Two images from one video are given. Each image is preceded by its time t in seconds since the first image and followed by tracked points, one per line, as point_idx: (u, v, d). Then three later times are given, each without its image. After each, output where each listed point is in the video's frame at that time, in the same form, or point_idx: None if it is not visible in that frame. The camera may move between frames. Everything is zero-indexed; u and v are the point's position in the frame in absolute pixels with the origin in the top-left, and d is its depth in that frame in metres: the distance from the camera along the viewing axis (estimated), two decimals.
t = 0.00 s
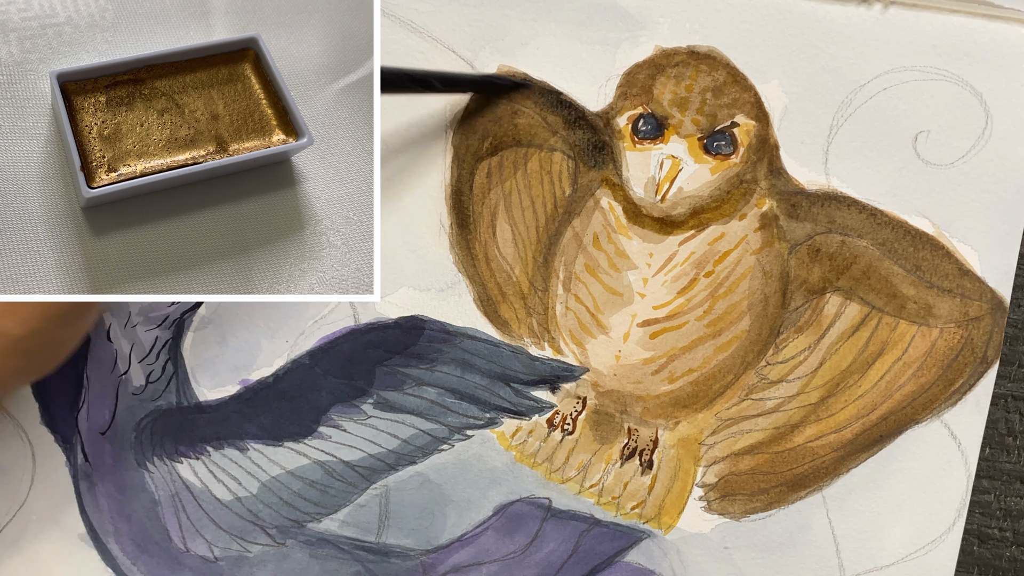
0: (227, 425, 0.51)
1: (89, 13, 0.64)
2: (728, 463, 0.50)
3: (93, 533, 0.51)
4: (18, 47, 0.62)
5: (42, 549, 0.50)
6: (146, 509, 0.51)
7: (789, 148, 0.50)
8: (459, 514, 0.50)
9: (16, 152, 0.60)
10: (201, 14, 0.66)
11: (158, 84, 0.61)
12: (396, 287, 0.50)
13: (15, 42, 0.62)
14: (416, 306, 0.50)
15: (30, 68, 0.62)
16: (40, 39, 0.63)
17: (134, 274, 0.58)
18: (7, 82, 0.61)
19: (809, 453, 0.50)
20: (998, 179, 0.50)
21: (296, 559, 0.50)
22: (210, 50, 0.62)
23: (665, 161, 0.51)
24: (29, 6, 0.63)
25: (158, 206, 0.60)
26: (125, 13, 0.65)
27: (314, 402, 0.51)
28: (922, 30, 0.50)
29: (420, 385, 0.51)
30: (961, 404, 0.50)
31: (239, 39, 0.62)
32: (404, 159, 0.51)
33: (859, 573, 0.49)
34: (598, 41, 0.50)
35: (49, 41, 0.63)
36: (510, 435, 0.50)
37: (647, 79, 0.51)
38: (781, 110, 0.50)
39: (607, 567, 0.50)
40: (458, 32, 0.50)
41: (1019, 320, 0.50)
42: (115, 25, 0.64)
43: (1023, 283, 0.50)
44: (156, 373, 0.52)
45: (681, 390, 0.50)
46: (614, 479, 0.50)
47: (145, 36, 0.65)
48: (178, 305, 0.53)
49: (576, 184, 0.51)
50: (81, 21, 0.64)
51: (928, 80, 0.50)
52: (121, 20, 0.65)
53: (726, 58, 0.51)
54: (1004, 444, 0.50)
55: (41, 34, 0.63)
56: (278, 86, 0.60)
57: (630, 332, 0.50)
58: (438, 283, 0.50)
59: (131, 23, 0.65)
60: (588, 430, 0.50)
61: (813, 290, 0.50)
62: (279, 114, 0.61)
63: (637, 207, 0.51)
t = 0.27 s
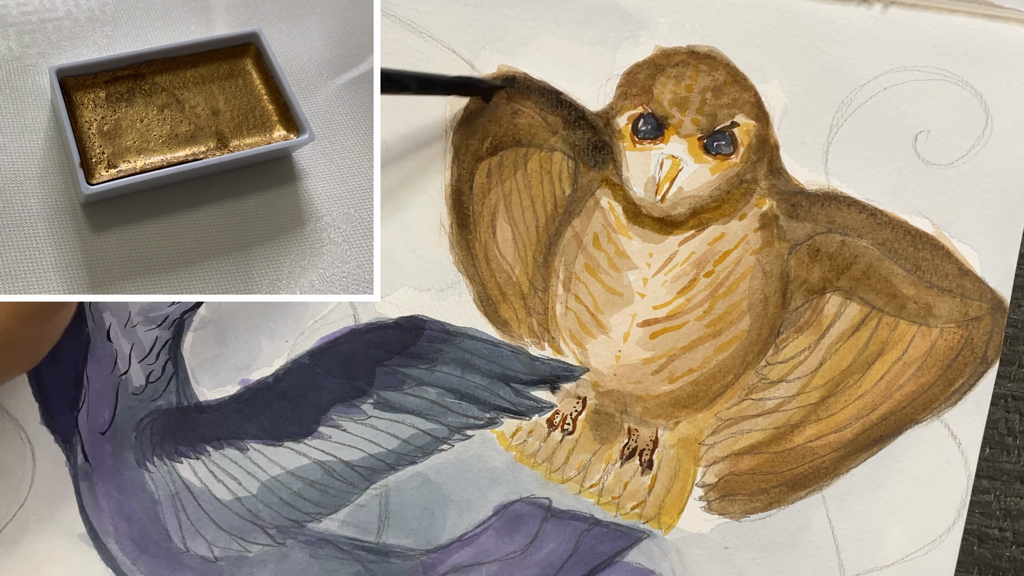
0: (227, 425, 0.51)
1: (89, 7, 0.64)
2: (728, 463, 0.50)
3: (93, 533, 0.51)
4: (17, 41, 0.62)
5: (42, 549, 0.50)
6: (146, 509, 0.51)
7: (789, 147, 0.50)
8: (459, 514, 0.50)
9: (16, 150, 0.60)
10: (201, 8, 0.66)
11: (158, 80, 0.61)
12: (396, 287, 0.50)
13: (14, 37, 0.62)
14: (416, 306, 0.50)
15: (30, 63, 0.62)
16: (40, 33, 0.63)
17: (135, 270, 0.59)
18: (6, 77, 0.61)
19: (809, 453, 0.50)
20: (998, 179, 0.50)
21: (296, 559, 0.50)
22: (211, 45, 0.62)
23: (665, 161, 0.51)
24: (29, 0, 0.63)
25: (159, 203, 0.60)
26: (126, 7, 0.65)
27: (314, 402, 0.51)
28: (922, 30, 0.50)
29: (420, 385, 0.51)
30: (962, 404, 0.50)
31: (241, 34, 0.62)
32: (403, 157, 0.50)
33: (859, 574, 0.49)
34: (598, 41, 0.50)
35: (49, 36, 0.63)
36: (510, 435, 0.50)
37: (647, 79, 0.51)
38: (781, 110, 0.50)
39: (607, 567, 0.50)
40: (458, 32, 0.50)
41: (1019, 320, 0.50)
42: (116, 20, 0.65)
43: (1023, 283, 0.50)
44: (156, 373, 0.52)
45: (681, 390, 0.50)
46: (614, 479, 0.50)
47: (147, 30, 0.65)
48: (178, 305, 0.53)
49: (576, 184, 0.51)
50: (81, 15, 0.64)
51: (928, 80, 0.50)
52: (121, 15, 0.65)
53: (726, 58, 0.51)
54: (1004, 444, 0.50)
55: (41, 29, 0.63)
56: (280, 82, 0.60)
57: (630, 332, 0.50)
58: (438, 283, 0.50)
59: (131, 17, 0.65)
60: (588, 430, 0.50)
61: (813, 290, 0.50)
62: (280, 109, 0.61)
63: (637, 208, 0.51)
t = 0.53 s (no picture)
0: (227, 425, 0.51)
1: (88, 5, 0.64)
2: (728, 463, 0.50)
3: (93, 533, 0.51)
4: (17, 40, 0.62)
5: (42, 549, 0.50)
6: (146, 509, 0.51)
7: (789, 148, 0.50)
8: (459, 514, 0.50)
9: (16, 149, 0.60)
10: (200, 7, 0.66)
11: (157, 79, 0.61)
12: (396, 287, 0.50)
13: (13, 35, 0.62)
14: (416, 306, 0.50)
15: (29, 62, 0.62)
16: (40, 32, 0.63)
17: (134, 269, 0.59)
18: (6, 76, 0.61)
19: (809, 453, 0.50)
20: (998, 179, 0.50)
21: (296, 559, 0.50)
22: (210, 44, 0.61)
23: (665, 161, 0.51)
24: None
25: (157, 202, 0.60)
26: (125, 5, 0.65)
27: (314, 402, 0.51)
28: (922, 30, 0.50)
29: (420, 385, 0.51)
30: (961, 404, 0.50)
31: (239, 33, 0.62)
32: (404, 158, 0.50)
33: (859, 573, 0.49)
34: (598, 41, 0.50)
35: (48, 34, 0.63)
36: (510, 435, 0.50)
37: (647, 79, 0.51)
38: (781, 110, 0.50)
39: (607, 567, 0.50)
40: (458, 32, 0.50)
41: (1019, 320, 0.50)
42: (115, 18, 0.64)
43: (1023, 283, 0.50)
44: (156, 373, 0.52)
45: (681, 390, 0.50)
46: (614, 479, 0.50)
47: (146, 30, 0.65)
48: (178, 305, 0.53)
49: (576, 184, 0.51)
50: (80, 14, 0.64)
51: (928, 80, 0.50)
52: (120, 13, 0.65)
53: (726, 58, 0.51)
54: (1004, 444, 0.50)
55: (40, 27, 0.63)
56: (279, 81, 0.60)
57: (630, 332, 0.50)
58: (438, 283, 0.50)
59: (130, 17, 0.65)
60: (588, 430, 0.50)
61: (813, 290, 0.50)
62: (279, 108, 0.62)
63: (637, 208, 0.51)
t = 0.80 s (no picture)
0: (227, 425, 0.51)
1: (86, 3, 0.64)
2: (728, 463, 0.50)
3: (93, 533, 0.51)
4: (15, 39, 0.62)
5: (42, 548, 0.50)
6: (146, 509, 0.51)
7: (789, 148, 0.50)
8: (459, 514, 0.50)
9: (15, 147, 0.60)
10: (198, 5, 0.66)
11: (155, 78, 0.61)
12: (396, 287, 0.50)
13: (11, 34, 0.62)
14: (416, 306, 0.50)
15: (26, 61, 0.62)
16: (37, 30, 0.63)
17: (132, 268, 0.59)
18: (4, 75, 0.61)
19: (809, 453, 0.50)
20: (998, 179, 0.50)
21: (296, 559, 0.50)
22: (207, 43, 0.61)
23: (665, 161, 0.51)
24: None
25: (154, 200, 0.60)
26: (123, 4, 0.65)
27: (314, 402, 0.51)
28: (922, 30, 0.50)
29: (420, 385, 0.51)
30: (961, 404, 0.50)
31: (237, 32, 0.62)
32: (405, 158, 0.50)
33: (859, 573, 0.49)
34: (598, 41, 0.50)
35: (46, 33, 0.63)
36: (510, 435, 0.50)
37: (647, 79, 0.51)
38: (781, 110, 0.50)
39: (607, 567, 0.50)
40: (458, 32, 0.50)
41: (1019, 320, 0.50)
42: (113, 17, 0.64)
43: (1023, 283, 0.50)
44: (156, 373, 0.52)
45: (681, 390, 0.50)
46: (615, 479, 0.50)
47: (143, 28, 0.65)
48: (178, 305, 0.53)
49: (576, 184, 0.51)
50: (77, 12, 0.64)
51: (928, 80, 0.50)
52: (118, 12, 0.65)
53: (726, 58, 0.51)
54: (1004, 444, 0.50)
55: (38, 26, 0.63)
56: (276, 80, 0.60)
57: (631, 332, 0.50)
58: (438, 283, 0.50)
59: (128, 14, 0.65)
60: (589, 430, 0.50)
61: (813, 290, 0.50)
62: (276, 107, 0.61)
63: (637, 208, 0.51)
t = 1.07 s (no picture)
0: (228, 426, 0.51)
1: (84, 1, 0.64)
2: (728, 463, 0.50)
3: (93, 533, 0.51)
4: (12, 37, 0.62)
5: (42, 548, 0.50)
6: (146, 509, 0.51)
7: (789, 148, 0.50)
8: (459, 514, 0.50)
9: (13, 146, 0.60)
10: (197, 4, 0.66)
11: (153, 76, 0.61)
12: (395, 286, 0.50)
13: (9, 32, 0.62)
14: (415, 306, 0.50)
15: (24, 59, 0.62)
16: (35, 29, 0.63)
17: (130, 267, 0.59)
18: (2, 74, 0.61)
19: (809, 453, 0.50)
20: (998, 179, 0.50)
21: (296, 559, 0.50)
22: (206, 41, 0.61)
23: (665, 161, 0.51)
24: None
25: (152, 199, 0.60)
26: (122, 3, 0.65)
27: (314, 402, 0.51)
28: (922, 30, 0.50)
29: (420, 385, 0.51)
30: (961, 404, 0.50)
31: (236, 30, 0.61)
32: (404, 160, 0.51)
33: (859, 573, 0.49)
34: (598, 41, 0.50)
35: (44, 31, 0.63)
36: (510, 435, 0.50)
37: (647, 79, 0.51)
38: (781, 110, 0.50)
39: (607, 567, 0.50)
40: (457, 32, 0.50)
41: (1019, 320, 0.50)
42: (111, 16, 0.64)
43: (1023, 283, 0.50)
44: (156, 373, 0.52)
45: (681, 390, 0.50)
46: (615, 479, 0.50)
47: (141, 26, 0.65)
48: (178, 305, 0.53)
49: (576, 184, 0.51)
50: (75, 11, 0.64)
51: (928, 80, 0.50)
52: (116, 10, 0.65)
53: (726, 58, 0.51)
54: (1004, 445, 0.50)
55: (36, 25, 0.63)
56: (274, 79, 0.60)
57: (630, 332, 0.50)
58: (438, 283, 0.50)
59: (126, 13, 0.65)
60: (589, 430, 0.50)
61: (813, 290, 0.50)
62: (274, 106, 0.61)
63: (637, 208, 0.51)
